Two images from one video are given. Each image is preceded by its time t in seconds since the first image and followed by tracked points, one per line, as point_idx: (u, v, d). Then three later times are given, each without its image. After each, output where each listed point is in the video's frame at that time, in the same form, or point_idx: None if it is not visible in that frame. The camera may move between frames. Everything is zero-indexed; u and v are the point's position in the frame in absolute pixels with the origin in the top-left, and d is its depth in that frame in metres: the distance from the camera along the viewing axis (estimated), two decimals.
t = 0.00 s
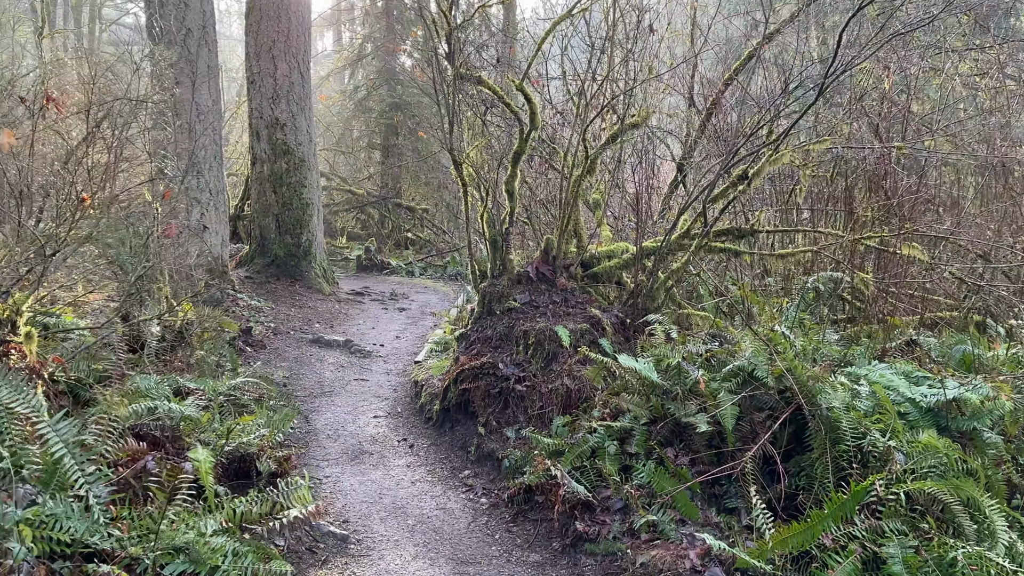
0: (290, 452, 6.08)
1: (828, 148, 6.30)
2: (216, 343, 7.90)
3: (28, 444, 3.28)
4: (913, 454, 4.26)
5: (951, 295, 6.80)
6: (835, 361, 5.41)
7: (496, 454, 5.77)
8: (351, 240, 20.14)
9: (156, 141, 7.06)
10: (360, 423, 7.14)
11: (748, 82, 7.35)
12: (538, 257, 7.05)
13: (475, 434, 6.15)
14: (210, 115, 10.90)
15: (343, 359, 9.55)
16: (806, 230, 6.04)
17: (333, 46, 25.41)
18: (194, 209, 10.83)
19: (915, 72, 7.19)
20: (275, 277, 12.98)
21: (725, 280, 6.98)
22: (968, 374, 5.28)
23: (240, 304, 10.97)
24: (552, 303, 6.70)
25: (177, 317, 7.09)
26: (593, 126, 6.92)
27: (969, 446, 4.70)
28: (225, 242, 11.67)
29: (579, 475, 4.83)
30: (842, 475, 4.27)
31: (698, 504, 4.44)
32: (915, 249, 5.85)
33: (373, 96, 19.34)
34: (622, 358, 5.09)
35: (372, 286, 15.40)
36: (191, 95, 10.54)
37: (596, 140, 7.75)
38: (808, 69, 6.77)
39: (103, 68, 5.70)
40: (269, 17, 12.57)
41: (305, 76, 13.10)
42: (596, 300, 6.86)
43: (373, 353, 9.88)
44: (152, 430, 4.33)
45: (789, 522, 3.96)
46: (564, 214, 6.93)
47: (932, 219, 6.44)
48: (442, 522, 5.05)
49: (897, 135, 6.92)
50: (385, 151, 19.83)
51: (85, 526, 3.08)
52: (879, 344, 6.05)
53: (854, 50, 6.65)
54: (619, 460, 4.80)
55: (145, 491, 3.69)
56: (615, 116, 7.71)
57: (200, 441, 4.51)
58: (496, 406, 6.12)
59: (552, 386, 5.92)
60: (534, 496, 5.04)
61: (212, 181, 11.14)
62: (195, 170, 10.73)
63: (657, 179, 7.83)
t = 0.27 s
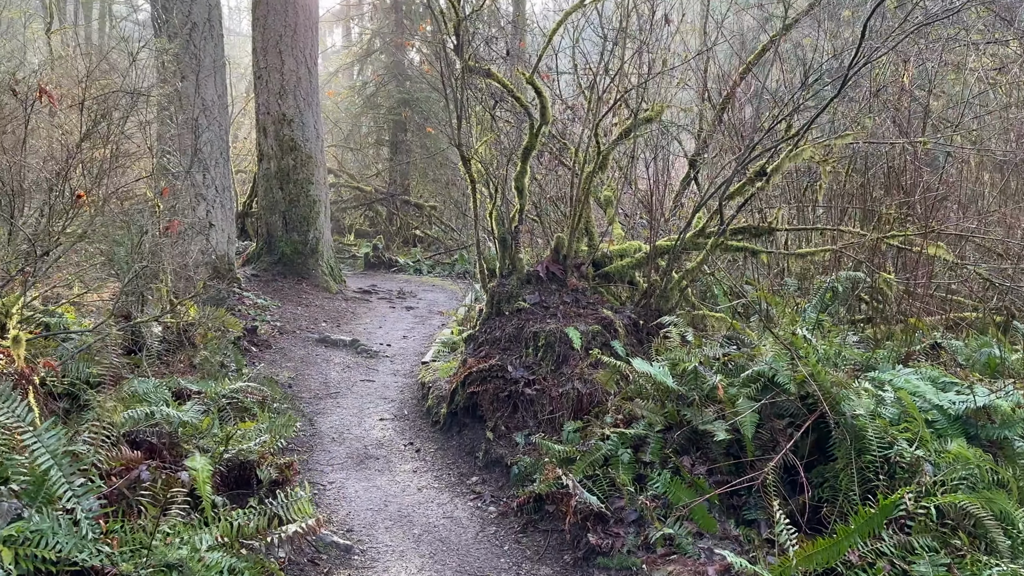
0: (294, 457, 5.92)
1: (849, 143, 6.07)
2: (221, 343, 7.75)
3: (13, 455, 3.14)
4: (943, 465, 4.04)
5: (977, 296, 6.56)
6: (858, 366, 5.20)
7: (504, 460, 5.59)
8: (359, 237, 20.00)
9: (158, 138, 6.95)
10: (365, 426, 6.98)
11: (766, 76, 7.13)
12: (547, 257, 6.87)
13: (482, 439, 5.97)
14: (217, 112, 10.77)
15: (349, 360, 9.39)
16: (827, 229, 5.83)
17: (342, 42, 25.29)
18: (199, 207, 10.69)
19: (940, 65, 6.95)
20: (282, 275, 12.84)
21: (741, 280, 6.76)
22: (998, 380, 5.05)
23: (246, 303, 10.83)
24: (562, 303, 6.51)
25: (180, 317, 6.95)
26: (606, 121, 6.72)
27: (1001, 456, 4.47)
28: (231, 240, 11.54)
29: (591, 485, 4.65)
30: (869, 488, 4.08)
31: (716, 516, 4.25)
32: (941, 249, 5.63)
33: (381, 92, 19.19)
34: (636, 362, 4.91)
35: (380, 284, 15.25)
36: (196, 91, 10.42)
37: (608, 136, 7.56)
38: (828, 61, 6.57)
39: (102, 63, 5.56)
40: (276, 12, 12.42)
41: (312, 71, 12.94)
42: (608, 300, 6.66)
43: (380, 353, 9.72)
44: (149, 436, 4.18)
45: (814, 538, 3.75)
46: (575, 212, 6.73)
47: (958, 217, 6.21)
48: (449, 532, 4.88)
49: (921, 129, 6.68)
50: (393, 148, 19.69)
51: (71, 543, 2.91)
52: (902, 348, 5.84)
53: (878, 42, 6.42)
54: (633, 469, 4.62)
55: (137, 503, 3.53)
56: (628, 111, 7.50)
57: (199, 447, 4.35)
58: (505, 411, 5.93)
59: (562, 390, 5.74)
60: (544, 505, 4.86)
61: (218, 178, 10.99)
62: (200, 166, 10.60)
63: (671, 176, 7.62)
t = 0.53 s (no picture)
0: (298, 461, 5.75)
1: (876, 139, 5.83)
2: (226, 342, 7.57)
3: None
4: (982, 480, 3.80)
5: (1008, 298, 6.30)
6: (887, 372, 4.97)
7: (515, 466, 5.40)
8: (367, 232, 19.82)
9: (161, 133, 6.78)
10: (372, 428, 6.80)
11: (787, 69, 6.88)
12: (559, 255, 6.66)
13: (492, 444, 5.78)
14: (224, 107, 10.61)
15: (356, 358, 9.21)
16: (852, 228, 5.60)
17: (351, 37, 25.10)
18: (206, 202, 10.50)
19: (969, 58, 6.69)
20: (289, 272, 12.67)
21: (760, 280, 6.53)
22: None
23: (252, 300, 10.67)
24: (575, 303, 6.30)
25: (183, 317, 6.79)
26: (621, 115, 6.50)
27: None
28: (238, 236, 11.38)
29: (606, 495, 4.46)
30: (904, 504, 3.88)
31: (738, 530, 4.05)
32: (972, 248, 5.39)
33: (390, 87, 19.01)
34: (653, 367, 4.70)
35: (387, 280, 15.07)
36: (202, 86, 10.27)
37: (623, 131, 7.34)
38: (852, 54, 6.33)
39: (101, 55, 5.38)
40: (284, 5, 12.23)
41: (320, 65, 12.75)
42: (622, 300, 6.45)
43: (387, 352, 9.53)
44: (146, 443, 4.01)
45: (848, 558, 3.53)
46: (589, 210, 6.52)
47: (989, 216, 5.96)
48: (458, 542, 4.69)
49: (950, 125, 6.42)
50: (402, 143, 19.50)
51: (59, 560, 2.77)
52: (931, 352, 5.60)
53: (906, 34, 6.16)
54: (651, 480, 4.42)
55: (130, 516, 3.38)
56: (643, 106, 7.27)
57: (198, 454, 4.19)
58: (515, 415, 5.73)
59: (575, 394, 5.53)
60: (557, 515, 4.66)
61: (226, 173, 10.78)
62: (207, 162, 10.44)
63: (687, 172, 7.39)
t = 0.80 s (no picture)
0: (300, 465, 5.58)
1: (902, 136, 5.59)
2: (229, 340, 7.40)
3: None
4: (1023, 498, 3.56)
5: None
6: (914, 379, 4.77)
7: (524, 473, 5.22)
8: (373, 227, 19.64)
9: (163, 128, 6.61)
10: (377, 429, 6.62)
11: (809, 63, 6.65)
12: (570, 253, 6.47)
13: (500, 448, 5.60)
14: (229, 101, 10.43)
15: (361, 356, 9.04)
16: (877, 227, 5.39)
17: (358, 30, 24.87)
18: (211, 197, 10.32)
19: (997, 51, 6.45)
20: (294, 267, 12.50)
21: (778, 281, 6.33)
22: None
23: (256, 296, 10.50)
24: (587, 304, 6.11)
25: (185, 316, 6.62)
26: (637, 110, 6.29)
27: None
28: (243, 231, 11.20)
29: (620, 508, 4.29)
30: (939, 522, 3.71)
31: (760, 547, 3.88)
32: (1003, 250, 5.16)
33: (397, 81, 18.82)
34: (670, 373, 4.51)
35: (393, 276, 14.90)
36: (207, 79, 10.09)
37: (637, 126, 7.13)
38: (876, 47, 6.10)
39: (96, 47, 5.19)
40: None
41: (327, 58, 12.55)
42: (635, 301, 6.26)
43: (392, 350, 9.36)
44: (140, 450, 3.85)
45: None
46: (601, 207, 6.31)
47: (1019, 216, 5.73)
48: (465, 553, 4.51)
49: (977, 121, 6.20)
50: (409, 137, 19.29)
51: None
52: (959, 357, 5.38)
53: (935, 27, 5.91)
54: (667, 491, 4.24)
55: (119, 533, 3.23)
56: (658, 100, 7.05)
57: (195, 462, 4.02)
58: (524, 419, 5.56)
59: (587, 398, 5.35)
60: (568, 526, 4.49)
61: (232, 167, 10.59)
62: (212, 156, 10.26)
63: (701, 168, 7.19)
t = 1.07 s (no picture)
0: (299, 472, 5.40)
1: (924, 130, 5.38)
2: (229, 341, 7.23)
3: None
4: None
5: None
6: (937, 386, 4.57)
7: (530, 481, 5.03)
8: (378, 226, 19.46)
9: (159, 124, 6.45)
10: (378, 434, 6.45)
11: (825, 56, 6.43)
12: (578, 253, 6.27)
13: (505, 455, 5.42)
14: (231, 96, 10.28)
15: (363, 358, 8.86)
16: (898, 226, 5.17)
17: (363, 27, 24.70)
18: (212, 195, 10.16)
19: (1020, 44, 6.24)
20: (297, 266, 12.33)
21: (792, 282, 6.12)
22: None
23: (259, 296, 10.34)
24: (595, 305, 5.92)
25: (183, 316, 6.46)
26: (647, 104, 6.09)
27: None
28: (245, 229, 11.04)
29: (630, 520, 4.10)
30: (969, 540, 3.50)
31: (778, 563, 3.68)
32: None
33: (403, 78, 18.67)
34: (682, 379, 4.31)
35: (398, 275, 14.73)
36: (209, 75, 9.95)
37: (647, 121, 6.93)
38: (896, 38, 5.88)
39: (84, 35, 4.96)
40: None
41: (331, 54, 12.38)
42: (645, 302, 6.07)
43: (396, 351, 9.19)
44: (130, 459, 3.66)
45: None
46: (610, 205, 6.12)
47: None
48: (468, 566, 4.33)
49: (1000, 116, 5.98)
50: (414, 135, 19.12)
51: None
52: (983, 362, 5.17)
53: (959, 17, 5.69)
54: (679, 504, 4.06)
55: (103, 550, 3.03)
56: (668, 94, 6.85)
57: (187, 471, 3.84)
58: (530, 425, 5.37)
59: (595, 404, 5.16)
60: (577, 538, 4.30)
61: (235, 164, 10.43)
62: (213, 154, 10.11)
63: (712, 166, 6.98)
